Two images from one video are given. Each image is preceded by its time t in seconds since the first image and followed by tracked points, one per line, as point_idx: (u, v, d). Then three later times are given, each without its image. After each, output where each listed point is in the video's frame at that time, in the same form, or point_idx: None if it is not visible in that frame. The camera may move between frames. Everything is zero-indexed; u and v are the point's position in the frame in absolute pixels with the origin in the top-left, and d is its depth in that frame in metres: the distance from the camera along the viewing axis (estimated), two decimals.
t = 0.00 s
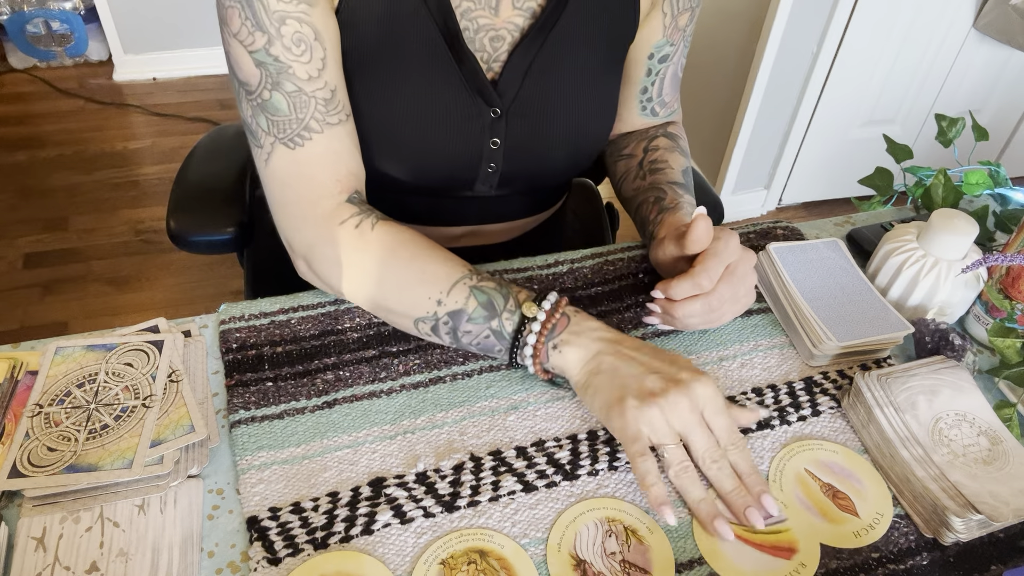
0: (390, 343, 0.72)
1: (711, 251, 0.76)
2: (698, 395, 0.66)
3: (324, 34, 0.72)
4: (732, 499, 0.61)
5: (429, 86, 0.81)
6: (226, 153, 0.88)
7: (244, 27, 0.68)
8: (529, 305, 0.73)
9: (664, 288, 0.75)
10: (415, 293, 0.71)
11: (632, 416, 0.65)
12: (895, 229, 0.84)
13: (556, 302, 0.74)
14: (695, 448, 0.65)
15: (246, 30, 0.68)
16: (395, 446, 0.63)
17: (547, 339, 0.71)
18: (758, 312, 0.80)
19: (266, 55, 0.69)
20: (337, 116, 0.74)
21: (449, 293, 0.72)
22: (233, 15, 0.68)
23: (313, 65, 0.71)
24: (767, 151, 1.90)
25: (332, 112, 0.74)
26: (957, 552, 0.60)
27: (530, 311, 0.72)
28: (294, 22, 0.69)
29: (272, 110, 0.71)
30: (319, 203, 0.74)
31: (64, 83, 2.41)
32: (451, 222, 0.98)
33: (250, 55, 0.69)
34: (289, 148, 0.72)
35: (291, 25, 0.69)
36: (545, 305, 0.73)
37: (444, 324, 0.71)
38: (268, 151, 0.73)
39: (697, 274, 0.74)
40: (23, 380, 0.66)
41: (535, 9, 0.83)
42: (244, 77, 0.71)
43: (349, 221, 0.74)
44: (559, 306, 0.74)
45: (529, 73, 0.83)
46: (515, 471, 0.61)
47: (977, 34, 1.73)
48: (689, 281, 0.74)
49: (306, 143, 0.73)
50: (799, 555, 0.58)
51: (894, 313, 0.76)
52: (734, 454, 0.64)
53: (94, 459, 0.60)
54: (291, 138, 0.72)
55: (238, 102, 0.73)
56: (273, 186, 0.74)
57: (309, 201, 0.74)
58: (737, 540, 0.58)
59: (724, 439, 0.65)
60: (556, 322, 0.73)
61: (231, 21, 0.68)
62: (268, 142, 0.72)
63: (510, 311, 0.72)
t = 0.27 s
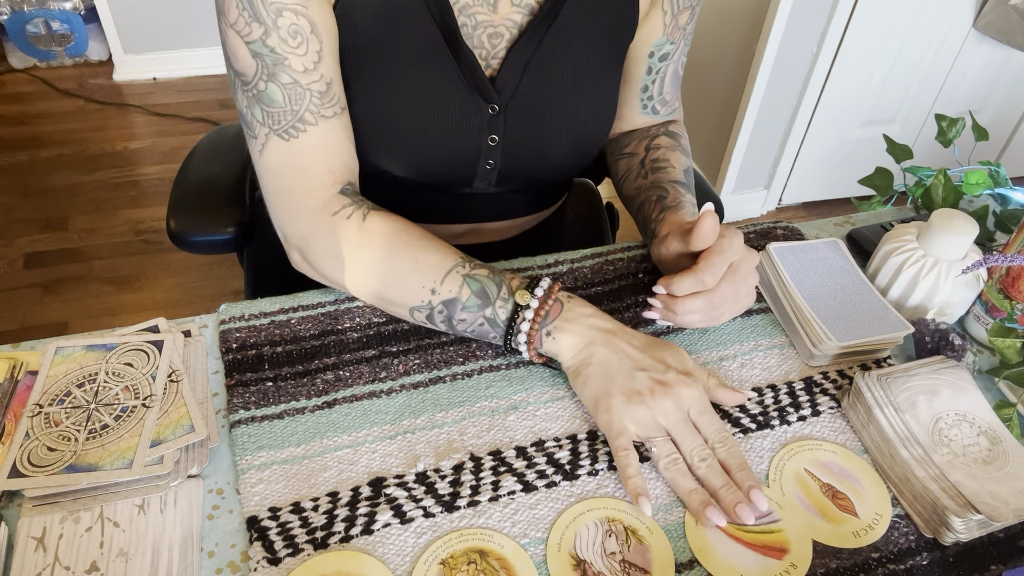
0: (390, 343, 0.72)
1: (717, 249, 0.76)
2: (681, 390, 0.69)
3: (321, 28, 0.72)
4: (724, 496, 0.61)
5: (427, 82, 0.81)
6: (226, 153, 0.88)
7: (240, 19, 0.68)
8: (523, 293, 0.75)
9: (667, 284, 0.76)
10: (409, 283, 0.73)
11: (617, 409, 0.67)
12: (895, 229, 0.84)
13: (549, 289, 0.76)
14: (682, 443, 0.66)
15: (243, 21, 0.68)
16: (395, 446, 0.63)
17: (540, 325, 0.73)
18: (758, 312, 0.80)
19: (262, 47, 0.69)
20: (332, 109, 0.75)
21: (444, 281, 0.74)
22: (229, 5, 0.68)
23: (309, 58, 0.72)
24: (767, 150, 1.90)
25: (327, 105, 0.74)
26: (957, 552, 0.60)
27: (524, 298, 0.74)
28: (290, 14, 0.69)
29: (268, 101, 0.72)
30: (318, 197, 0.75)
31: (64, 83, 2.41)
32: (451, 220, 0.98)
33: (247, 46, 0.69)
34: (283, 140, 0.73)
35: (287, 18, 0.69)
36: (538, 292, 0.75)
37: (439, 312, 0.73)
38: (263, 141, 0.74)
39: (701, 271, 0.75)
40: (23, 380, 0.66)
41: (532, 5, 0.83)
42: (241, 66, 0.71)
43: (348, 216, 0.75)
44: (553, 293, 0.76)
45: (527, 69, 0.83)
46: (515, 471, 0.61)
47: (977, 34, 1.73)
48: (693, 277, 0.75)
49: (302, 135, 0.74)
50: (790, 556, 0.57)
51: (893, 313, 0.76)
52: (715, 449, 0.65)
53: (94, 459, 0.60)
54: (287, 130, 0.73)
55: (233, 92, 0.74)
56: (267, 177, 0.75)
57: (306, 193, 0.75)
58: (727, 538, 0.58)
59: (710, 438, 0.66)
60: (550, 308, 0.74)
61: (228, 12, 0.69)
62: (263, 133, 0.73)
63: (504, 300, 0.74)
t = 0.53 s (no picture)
0: (390, 343, 0.72)
1: (720, 245, 0.76)
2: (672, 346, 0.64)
3: (313, 28, 0.72)
4: (723, 496, 0.61)
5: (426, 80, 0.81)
6: (226, 152, 0.88)
7: (233, 15, 0.68)
8: (504, 279, 0.73)
9: (670, 279, 0.76)
10: (394, 275, 0.72)
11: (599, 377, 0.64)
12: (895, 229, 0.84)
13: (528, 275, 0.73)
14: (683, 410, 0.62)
15: (236, 17, 0.68)
16: (395, 446, 0.63)
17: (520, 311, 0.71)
18: (758, 312, 0.80)
19: (254, 44, 0.69)
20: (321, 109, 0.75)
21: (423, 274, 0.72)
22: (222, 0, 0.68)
23: (301, 57, 0.72)
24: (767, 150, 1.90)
25: (316, 105, 0.74)
26: (957, 552, 0.60)
27: (503, 285, 0.72)
28: (283, 13, 0.69)
29: (256, 97, 0.71)
30: (305, 192, 0.75)
31: (64, 83, 2.42)
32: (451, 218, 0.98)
33: (238, 42, 0.69)
34: (268, 138, 0.73)
35: (280, 16, 0.69)
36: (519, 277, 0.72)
37: (421, 303, 0.72)
38: (248, 137, 0.73)
39: (705, 267, 0.74)
40: (23, 380, 0.66)
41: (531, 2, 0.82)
42: (229, 61, 0.71)
43: (329, 213, 0.74)
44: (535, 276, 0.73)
45: (526, 66, 0.83)
46: (515, 471, 0.61)
47: (977, 34, 1.73)
48: (696, 271, 0.74)
49: (289, 133, 0.74)
50: (787, 554, 0.58)
51: (893, 313, 0.76)
52: (708, 396, 0.61)
53: (94, 459, 0.60)
54: (274, 127, 0.73)
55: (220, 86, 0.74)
56: (250, 170, 0.74)
57: (296, 189, 0.74)
58: (723, 535, 0.58)
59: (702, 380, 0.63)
60: (530, 290, 0.71)
61: (221, 7, 0.68)
62: (248, 129, 0.72)
63: (484, 287, 0.72)
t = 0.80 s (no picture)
0: (390, 343, 0.72)
1: (718, 240, 0.79)
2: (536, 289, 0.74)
3: (258, 28, 0.73)
4: (723, 496, 0.61)
5: (420, 80, 0.81)
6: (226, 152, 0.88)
7: None
8: (390, 254, 0.77)
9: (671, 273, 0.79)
10: (280, 250, 0.75)
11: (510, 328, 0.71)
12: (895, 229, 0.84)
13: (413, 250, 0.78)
14: (558, 316, 0.73)
15: (181, 3, 0.69)
16: (395, 446, 0.63)
17: (408, 282, 0.75)
18: (758, 312, 0.80)
19: (191, 32, 0.71)
20: (241, 105, 0.77)
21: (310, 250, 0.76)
22: None
23: (236, 55, 0.73)
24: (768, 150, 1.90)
25: (236, 102, 0.76)
26: (956, 552, 0.60)
27: (390, 258, 0.76)
28: (230, 12, 0.71)
29: (179, 79, 0.73)
30: (203, 169, 0.76)
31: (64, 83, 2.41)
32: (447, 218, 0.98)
33: (177, 26, 0.71)
34: (181, 117, 0.74)
35: (225, 14, 0.71)
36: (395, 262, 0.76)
37: (310, 279, 0.76)
38: (159, 111, 0.74)
39: (703, 261, 0.77)
40: (23, 380, 0.66)
41: (528, 4, 0.82)
42: (167, 39, 0.72)
43: (221, 189, 0.76)
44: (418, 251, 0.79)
45: (522, 68, 0.83)
46: (515, 471, 0.61)
47: (977, 34, 1.73)
48: (694, 265, 0.77)
49: (202, 119, 0.75)
50: (787, 554, 0.58)
51: (893, 313, 0.76)
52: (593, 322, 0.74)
53: (94, 459, 0.60)
54: (189, 110, 0.74)
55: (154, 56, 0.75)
56: (157, 142, 0.76)
57: (210, 167, 0.77)
58: (723, 535, 0.58)
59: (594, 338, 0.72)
60: (416, 265, 0.76)
61: None
62: (162, 103, 0.74)
63: (372, 262, 0.76)
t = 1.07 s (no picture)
0: (390, 343, 0.72)
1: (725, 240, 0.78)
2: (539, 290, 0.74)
3: (251, 30, 0.73)
4: (723, 496, 0.61)
5: (410, 78, 0.81)
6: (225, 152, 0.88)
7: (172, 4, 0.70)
8: (391, 255, 0.77)
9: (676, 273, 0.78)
10: (279, 253, 0.75)
11: (509, 327, 0.71)
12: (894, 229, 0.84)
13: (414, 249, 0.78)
14: (558, 318, 0.73)
15: (173, 7, 0.70)
16: (395, 446, 0.63)
17: (410, 281, 0.75)
18: (758, 312, 0.80)
19: (185, 36, 0.71)
20: (236, 108, 0.77)
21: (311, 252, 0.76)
22: None
23: (229, 57, 0.74)
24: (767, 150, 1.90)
25: (231, 105, 0.76)
26: (956, 552, 0.60)
27: (391, 259, 0.76)
28: (222, 14, 0.72)
29: (174, 84, 0.73)
30: (203, 174, 0.76)
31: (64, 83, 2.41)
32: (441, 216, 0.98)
33: (171, 30, 0.71)
34: (177, 122, 0.75)
35: (218, 16, 0.71)
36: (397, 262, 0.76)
37: (311, 281, 0.75)
38: (155, 116, 0.74)
39: (711, 260, 0.77)
40: (23, 380, 0.66)
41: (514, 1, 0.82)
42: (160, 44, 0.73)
43: (222, 195, 0.76)
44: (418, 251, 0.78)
45: (511, 64, 0.83)
46: (515, 471, 0.61)
47: (977, 34, 1.73)
48: (702, 266, 0.77)
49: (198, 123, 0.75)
50: (787, 554, 0.58)
51: (894, 313, 0.76)
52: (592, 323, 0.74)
53: (94, 459, 0.60)
54: (186, 114, 0.75)
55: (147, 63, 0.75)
56: (154, 151, 0.76)
57: (210, 173, 0.77)
58: (723, 535, 0.58)
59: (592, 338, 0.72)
60: (417, 264, 0.76)
61: None
62: (158, 110, 0.74)
63: (373, 262, 0.76)
